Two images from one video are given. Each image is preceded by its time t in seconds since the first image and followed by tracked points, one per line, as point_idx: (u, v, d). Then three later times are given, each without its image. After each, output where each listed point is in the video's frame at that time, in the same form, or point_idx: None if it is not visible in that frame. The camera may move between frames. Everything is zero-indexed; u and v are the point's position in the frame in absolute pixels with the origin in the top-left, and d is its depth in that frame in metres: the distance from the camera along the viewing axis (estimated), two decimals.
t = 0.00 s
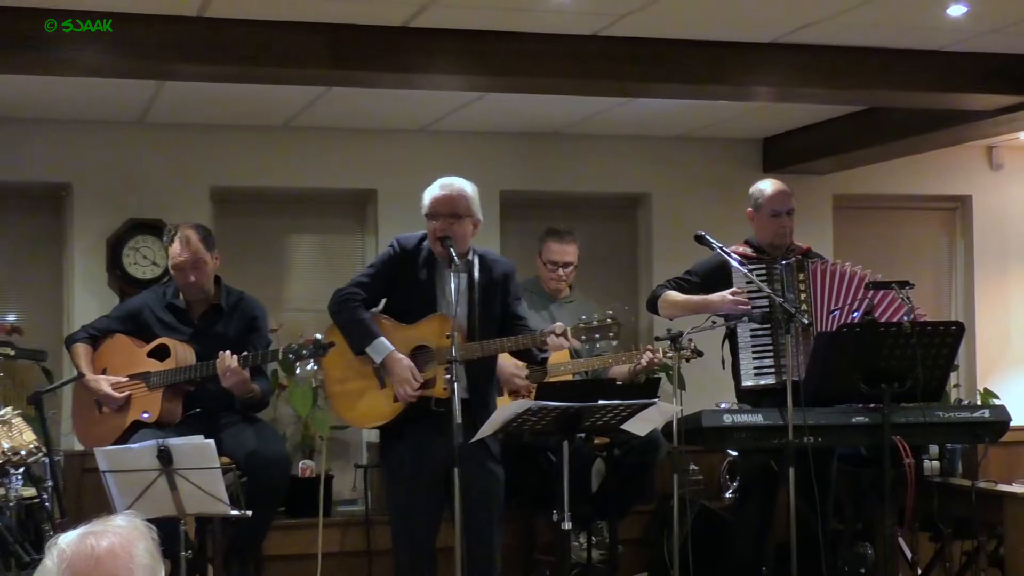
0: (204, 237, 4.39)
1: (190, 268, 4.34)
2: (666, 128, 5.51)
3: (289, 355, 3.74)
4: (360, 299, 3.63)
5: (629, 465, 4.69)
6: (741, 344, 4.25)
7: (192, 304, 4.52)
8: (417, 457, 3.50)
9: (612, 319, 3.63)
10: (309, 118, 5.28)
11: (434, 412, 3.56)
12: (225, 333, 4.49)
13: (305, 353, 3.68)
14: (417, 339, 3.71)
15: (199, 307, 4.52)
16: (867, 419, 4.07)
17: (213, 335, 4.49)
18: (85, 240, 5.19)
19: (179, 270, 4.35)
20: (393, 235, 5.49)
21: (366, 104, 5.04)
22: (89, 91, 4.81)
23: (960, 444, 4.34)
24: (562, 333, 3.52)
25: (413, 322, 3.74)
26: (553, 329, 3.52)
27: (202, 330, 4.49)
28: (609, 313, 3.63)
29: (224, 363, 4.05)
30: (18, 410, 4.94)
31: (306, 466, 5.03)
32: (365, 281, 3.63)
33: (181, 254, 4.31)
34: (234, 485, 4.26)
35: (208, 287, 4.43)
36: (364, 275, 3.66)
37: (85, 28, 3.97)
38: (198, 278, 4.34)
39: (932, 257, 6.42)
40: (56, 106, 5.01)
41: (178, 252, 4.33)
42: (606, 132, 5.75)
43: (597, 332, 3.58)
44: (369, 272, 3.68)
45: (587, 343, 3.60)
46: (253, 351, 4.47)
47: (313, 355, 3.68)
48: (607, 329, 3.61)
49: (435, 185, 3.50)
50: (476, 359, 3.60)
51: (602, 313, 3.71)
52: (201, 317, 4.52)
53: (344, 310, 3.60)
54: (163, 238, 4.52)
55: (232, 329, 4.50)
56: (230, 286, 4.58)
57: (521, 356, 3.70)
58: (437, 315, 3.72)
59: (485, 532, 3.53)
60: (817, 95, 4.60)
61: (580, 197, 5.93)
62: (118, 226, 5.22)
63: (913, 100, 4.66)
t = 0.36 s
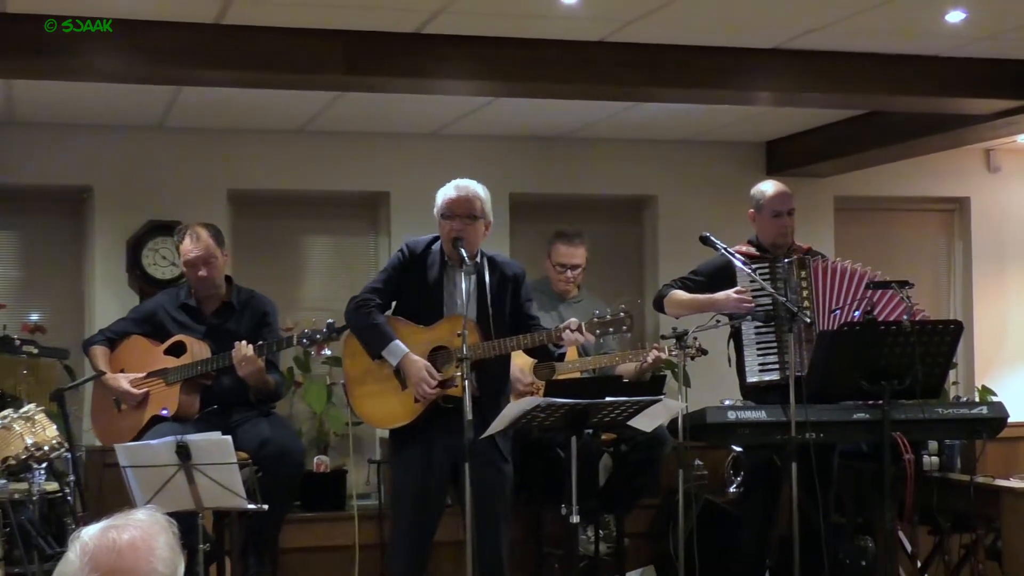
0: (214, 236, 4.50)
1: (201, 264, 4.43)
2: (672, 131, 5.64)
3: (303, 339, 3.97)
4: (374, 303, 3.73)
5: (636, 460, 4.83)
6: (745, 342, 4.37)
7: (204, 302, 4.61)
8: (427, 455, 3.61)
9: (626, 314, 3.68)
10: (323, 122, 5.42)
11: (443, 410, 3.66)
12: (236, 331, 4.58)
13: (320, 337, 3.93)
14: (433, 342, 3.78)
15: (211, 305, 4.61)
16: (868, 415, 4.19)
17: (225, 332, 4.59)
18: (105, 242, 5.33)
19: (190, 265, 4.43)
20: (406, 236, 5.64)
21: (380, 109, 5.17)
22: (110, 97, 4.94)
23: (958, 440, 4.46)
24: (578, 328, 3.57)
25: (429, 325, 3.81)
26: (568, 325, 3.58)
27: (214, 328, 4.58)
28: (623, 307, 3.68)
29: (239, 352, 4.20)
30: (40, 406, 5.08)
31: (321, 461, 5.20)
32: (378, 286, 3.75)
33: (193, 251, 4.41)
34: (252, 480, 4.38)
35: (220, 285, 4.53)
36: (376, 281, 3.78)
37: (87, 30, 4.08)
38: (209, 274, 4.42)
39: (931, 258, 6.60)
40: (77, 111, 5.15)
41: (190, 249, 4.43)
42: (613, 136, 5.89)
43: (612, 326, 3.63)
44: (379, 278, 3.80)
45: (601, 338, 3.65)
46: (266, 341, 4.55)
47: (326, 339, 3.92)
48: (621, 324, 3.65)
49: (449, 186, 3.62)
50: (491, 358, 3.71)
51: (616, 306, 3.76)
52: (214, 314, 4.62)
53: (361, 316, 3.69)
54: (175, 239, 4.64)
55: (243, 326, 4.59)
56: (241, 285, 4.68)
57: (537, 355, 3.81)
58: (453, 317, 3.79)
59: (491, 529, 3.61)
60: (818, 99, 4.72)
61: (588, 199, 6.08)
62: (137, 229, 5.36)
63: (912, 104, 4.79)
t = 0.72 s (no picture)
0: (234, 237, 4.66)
1: (224, 264, 4.58)
2: (679, 135, 5.76)
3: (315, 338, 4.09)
4: (374, 304, 3.82)
5: (644, 455, 4.96)
6: (750, 341, 4.45)
7: (225, 303, 4.77)
8: (439, 449, 3.72)
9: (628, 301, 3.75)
10: (338, 127, 5.57)
11: (455, 407, 3.76)
12: (254, 331, 4.73)
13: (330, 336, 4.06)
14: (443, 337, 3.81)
15: (230, 305, 4.76)
16: (870, 411, 4.30)
17: (243, 332, 4.73)
18: (128, 244, 5.48)
19: (212, 265, 4.58)
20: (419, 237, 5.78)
21: (393, 113, 5.32)
22: (134, 103, 5.09)
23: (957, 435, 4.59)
24: (585, 318, 3.68)
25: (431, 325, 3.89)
26: (575, 315, 3.69)
27: (233, 328, 4.73)
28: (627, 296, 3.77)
29: (256, 351, 4.34)
30: (66, 403, 5.24)
31: (336, 456, 5.41)
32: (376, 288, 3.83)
33: (215, 251, 4.56)
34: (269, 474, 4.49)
35: (240, 286, 4.68)
36: (377, 281, 3.87)
37: (85, 27, 4.17)
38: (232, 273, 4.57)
39: (933, 258, 6.72)
40: (102, 116, 5.30)
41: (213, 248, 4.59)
42: (620, 140, 6.03)
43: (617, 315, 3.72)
44: (380, 279, 3.88)
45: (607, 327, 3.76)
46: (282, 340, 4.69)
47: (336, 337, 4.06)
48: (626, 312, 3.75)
49: (455, 188, 3.69)
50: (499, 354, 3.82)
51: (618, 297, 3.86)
52: (232, 315, 4.76)
53: (362, 315, 3.79)
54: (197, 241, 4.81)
55: (260, 327, 4.74)
56: (260, 286, 4.84)
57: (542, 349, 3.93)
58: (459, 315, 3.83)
59: (501, 529, 3.70)
60: (821, 103, 4.84)
61: (597, 201, 6.21)
62: (158, 231, 5.51)
63: (913, 108, 4.91)
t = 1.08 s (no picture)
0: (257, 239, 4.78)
1: (246, 266, 4.70)
2: (684, 138, 5.89)
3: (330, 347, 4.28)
4: (388, 314, 3.98)
5: (651, 450, 5.09)
6: (754, 339, 4.59)
7: (248, 302, 4.91)
8: (452, 444, 3.85)
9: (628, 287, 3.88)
10: (351, 131, 5.71)
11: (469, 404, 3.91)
12: (276, 330, 4.86)
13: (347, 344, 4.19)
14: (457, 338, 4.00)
15: (252, 305, 4.90)
16: (870, 408, 4.41)
17: (266, 331, 4.87)
18: (148, 244, 5.63)
19: (235, 267, 4.70)
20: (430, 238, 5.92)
21: (406, 117, 5.46)
22: (156, 108, 5.24)
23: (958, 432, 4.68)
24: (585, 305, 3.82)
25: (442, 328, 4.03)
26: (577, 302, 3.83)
27: (255, 326, 4.86)
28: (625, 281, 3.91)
29: (296, 350, 4.46)
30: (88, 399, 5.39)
31: (351, 452, 5.49)
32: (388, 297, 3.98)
33: (238, 253, 4.68)
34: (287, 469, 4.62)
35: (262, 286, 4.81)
36: (388, 291, 4.01)
37: (85, 27, 4.24)
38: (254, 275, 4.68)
39: (933, 258, 6.84)
40: (124, 121, 5.45)
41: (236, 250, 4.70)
42: (626, 142, 6.16)
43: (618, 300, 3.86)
44: (390, 288, 4.02)
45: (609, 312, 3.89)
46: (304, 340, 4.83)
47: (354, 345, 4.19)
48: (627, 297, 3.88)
49: (460, 189, 3.83)
50: (508, 352, 3.94)
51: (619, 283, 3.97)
52: (254, 313, 4.90)
53: (378, 326, 3.95)
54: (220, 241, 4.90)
55: (282, 324, 4.88)
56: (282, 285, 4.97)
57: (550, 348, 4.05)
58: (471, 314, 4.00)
59: (513, 521, 3.83)
60: (823, 107, 4.96)
61: (604, 203, 6.35)
62: (177, 231, 5.66)
63: (913, 112, 5.02)
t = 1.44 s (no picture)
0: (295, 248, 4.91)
1: (278, 274, 4.84)
2: (697, 141, 6.02)
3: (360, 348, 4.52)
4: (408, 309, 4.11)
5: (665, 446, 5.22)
6: (766, 337, 4.72)
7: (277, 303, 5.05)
8: (471, 438, 3.99)
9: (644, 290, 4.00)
10: (372, 135, 5.87)
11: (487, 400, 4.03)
12: (303, 331, 4.99)
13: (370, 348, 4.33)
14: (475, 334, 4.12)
15: (281, 306, 5.04)
16: (880, 404, 4.47)
17: (293, 331, 5.00)
18: (175, 246, 5.80)
19: (269, 275, 4.86)
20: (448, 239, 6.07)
21: (425, 122, 5.61)
22: (182, 113, 5.40)
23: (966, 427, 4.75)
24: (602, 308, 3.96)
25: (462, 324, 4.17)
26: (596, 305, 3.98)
27: (283, 326, 5.00)
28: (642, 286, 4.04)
29: (323, 353, 4.55)
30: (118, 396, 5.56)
31: (373, 447, 5.66)
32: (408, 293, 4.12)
33: (274, 261, 4.83)
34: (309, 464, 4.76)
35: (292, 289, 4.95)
36: (409, 288, 4.15)
37: (85, 27, 4.30)
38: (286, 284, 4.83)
39: (940, 258, 6.96)
40: (151, 126, 5.61)
41: (272, 259, 4.85)
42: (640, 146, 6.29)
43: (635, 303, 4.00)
44: (411, 286, 4.17)
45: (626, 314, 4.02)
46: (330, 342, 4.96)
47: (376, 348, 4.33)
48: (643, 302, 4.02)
49: (471, 190, 3.99)
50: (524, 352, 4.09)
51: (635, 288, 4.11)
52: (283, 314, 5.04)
53: (399, 321, 4.08)
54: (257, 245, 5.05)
55: (309, 324, 5.00)
56: (309, 287, 5.08)
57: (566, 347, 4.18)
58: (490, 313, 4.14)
59: (530, 514, 3.96)
60: (832, 111, 5.09)
61: (617, 204, 6.48)
62: (204, 233, 5.82)
63: (920, 116, 5.14)
